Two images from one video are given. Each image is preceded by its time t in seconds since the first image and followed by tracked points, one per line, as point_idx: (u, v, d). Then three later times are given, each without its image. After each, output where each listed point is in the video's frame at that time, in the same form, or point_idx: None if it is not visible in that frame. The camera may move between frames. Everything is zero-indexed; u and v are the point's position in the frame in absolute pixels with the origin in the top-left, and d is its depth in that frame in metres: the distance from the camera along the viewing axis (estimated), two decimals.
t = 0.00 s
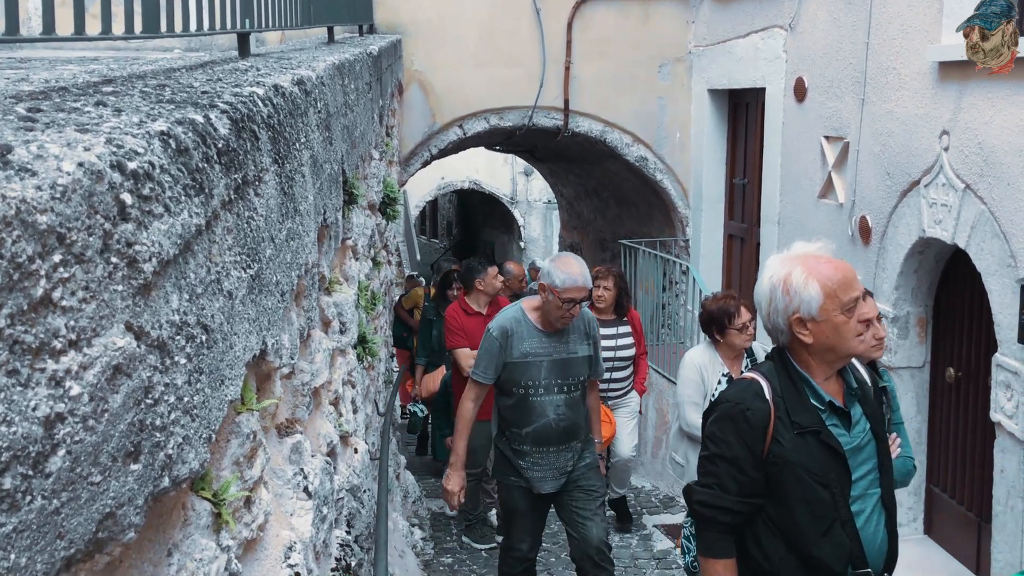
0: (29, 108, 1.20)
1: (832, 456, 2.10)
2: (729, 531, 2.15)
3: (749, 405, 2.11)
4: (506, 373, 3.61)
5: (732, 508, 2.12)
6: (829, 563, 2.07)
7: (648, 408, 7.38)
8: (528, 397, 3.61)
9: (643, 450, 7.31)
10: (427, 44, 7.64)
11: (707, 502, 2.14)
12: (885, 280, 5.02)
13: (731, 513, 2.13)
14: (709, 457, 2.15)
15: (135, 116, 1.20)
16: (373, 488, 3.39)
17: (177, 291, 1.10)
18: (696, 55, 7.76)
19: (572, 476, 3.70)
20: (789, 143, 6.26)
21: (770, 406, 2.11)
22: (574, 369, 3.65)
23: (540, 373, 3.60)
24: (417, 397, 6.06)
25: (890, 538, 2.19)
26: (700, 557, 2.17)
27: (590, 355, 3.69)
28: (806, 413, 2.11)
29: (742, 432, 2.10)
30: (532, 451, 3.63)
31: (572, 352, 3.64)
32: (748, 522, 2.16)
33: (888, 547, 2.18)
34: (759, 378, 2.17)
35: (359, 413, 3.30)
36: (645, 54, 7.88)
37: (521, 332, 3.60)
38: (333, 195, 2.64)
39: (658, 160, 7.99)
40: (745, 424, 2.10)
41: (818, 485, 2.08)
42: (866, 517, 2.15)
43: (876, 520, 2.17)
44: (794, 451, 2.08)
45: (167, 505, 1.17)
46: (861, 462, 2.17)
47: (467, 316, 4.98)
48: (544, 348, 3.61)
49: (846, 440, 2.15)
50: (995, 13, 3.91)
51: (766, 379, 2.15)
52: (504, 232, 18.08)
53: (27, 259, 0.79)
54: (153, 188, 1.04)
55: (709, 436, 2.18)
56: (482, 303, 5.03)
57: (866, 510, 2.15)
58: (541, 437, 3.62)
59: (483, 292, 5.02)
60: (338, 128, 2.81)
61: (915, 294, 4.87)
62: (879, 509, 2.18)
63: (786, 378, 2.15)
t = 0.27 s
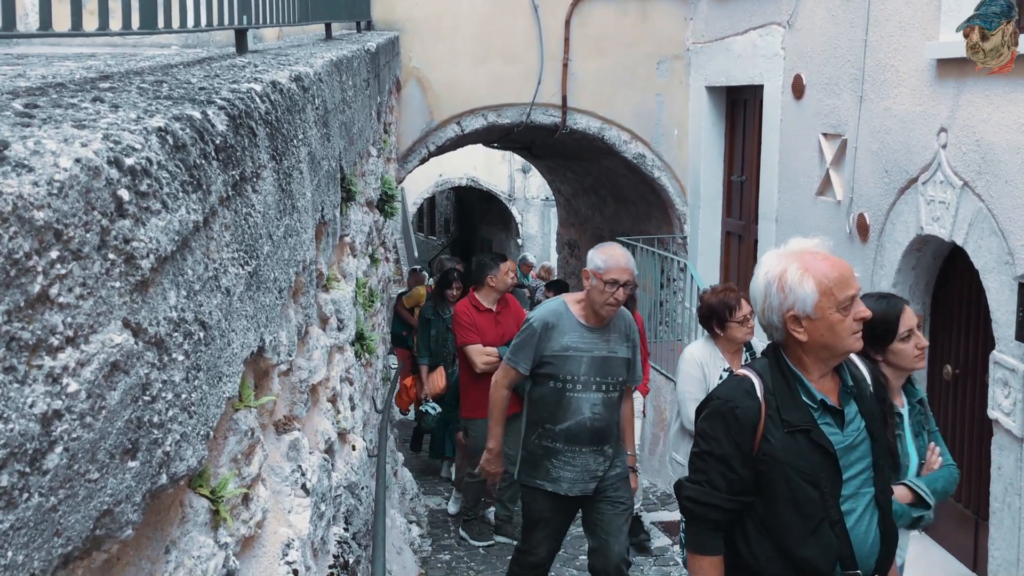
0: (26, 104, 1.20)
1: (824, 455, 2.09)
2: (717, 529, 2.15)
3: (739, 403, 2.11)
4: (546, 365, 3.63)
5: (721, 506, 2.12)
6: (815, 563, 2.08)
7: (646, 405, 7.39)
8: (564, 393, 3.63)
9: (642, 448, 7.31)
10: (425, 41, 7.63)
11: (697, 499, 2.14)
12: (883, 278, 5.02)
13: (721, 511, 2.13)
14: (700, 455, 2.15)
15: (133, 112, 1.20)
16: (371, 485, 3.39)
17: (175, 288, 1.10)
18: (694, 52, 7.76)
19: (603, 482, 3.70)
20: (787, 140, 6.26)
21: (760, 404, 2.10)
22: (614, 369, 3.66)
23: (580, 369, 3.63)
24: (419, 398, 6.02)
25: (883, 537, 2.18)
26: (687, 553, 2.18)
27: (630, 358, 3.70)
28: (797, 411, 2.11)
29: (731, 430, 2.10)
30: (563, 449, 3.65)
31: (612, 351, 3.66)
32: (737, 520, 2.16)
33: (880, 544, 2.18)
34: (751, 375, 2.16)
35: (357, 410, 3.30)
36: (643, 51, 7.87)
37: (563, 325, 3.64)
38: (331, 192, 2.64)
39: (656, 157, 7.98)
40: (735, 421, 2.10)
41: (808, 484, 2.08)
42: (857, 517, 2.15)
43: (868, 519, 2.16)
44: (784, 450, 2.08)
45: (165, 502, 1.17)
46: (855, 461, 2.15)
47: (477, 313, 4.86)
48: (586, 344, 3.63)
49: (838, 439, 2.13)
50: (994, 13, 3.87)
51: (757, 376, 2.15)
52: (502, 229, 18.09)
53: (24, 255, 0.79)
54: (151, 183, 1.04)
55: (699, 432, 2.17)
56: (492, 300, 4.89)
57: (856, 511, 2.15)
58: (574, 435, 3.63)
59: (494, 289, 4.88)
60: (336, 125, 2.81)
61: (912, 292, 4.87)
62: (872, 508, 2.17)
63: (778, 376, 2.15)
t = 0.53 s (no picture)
0: (25, 103, 1.20)
1: (824, 459, 2.08)
2: (717, 528, 2.17)
3: (741, 403, 2.12)
4: (579, 359, 3.66)
5: (720, 505, 2.14)
6: (806, 568, 2.08)
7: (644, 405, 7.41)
8: (597, 389, 3.66)
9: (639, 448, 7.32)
10: (423, 40, 7.63)
11: (697, 498, 2.17)
12: (880, 278, 5.02)
13: (720, 510, 2.15)
14: (702, 453, 2.17)
15: (132, 112, 1.20)
16: (368, 484, 3.40)
17: (173, 287, 1.10)
18: (692, 52, 7.76)
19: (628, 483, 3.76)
20: (784, 139, 6.27)
21: (763, 405, 2.11)
22: (645, 366, 3.68)
23: (613, 365, 3.65)
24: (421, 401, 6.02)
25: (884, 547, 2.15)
26: (688, 551, 2.21)
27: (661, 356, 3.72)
28: (800, 414, 2.10)
29: (732, 430, 2.11)
30: (592, 446, 3.69)
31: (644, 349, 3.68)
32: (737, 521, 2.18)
33: (880, 554, 2.14)
34: (757, 375, 2.16)
35: (355, 409, 3.30)
36: (641, 51, 7.88)
37: (597, 319, 3.66)
38: (329, 191, 2.64)
39: (654, 157, 7.99)
40: (736, 421, 2.11)
41: (805, 488, 2.07)
42: (856, 523, 2.12)
43: (868, 527, 2.13)
44: (783, 452, 2.08)
45: (163, 501, 1.17)
46: (858, 467, 2.12)
47: (481, 310, 4.87)
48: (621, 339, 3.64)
49: (841, 444, 2.11)
50: (994, 14, 3.86)
51: (763, 377, 2.15)
52: (500, 229, 18.09)
53: (23, 255, 0.79)
54: (150, 183, 1.04)
55: (702, 431, 2.19)
56: (496, 298, 4.91)
57: (855, 517, 2.12)
58: (603, 431, 3.66)
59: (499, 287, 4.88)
60: (334, 124, 2.81)
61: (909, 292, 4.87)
62: (874, 515, 2.14)
63: (784, 377, 2.14)
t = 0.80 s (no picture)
0: (21, 101, 1.20)
1: (843, 478, 2.05)
2: (732, 536, 2.18)
3: (761, 412, 2.10)
4: (596, 365, 3.44)
5: (734, 514, 2.14)
6: None
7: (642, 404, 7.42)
8: (613, 397, 3.44)
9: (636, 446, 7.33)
10: (421, 39, 7.63)
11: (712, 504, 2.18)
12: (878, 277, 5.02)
13: (734, 519, 2.15)
14: (721, 460, 2.18)
15: (129, 109, 1.20)
16: (366, 483, 3.40)
17: (169, 285, 1.10)
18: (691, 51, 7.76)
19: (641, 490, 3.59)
20: (782, 139, 6.28)
21: (785, 416, 2.08)
22: (663, 374, 3.47)
23: (631, 372, 3.43)
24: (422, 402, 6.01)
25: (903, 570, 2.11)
26: (704, 555, 2.23)
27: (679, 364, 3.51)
28: (824, 429, 2.06)
29: (751, 438, 2.11)
30: (606, 453, 3.48)
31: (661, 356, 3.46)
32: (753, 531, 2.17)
33: None
34: (783, 383, 2.13)
35: (353, 408, 3.30)
36: (640, 50, 7.88)
37: (616, 325, 3.45)
38: (327, 190, 2.64)
39: (652, 156, 7.99)
40: (755, 430, 2.10)
41: (822, 505, 2.04)
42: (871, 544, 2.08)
43: (886, 548, 2.09)
44: (801, 466, 2.06)
45: (160, 499, 1.17)
46: (880, 487, 2.08)
47: (475, 312, 4.86)
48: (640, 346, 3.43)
49: (864, 463, 2.06)
50: (994, 14, 3.86)
51: (789, 386, 2.12)
52: (498, 228, 18.07)
53: (18, 252, 0.79)
54: (145, 181, 1.04)
55: (723, 437, 2.20)
56: (489, 299, 4.91)
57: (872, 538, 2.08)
58: (619, 441, 3.46)
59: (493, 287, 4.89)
60: (332, 122, 2.81)
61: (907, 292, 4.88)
62: (893, 537, 2.10)
63: (811, 389, 2.10)
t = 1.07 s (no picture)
0: (22, 99, 1.19)
1: (891, 479, 1.90)
2: (768, 535, 2.04)
3: (808, 404, 1.96)
4: (617, 385, 3.24)
5: (773, 511, 2.00)
6: None
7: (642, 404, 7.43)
8: (636, 415, 3.25)
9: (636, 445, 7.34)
10: (422, 38, 7.63)
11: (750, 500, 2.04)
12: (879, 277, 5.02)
13: (772, 516, 2.01)
14: (762, 453, 2.03)
15: (129, 107, 1.20)
16: (367, 482, 3.39)
17: (170, 283, 1.09)
18: (691, 50, 7.75)
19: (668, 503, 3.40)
20: (783, 138, 6.27)
21: (832, 410, 1.94)
22: (686, 388, 3.29)
23: (654, 391, 3.24)
24: (417, 403, 5.94)
25: None
26: (740, 556, 2.09)
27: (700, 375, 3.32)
28: (872, 427, 1.91)
29: (795, 431, 1.96)
30: (629, 473, 3.30)
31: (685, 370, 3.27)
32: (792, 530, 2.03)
33: None
34: (832, 376, 1.99)
35: (353, 407, 3.30)
36: (640, 49, 7.87)
37: (636, 342, 3.23)
38: (328, 188, 2.64)
39: (653, 155, 7.99)
40: (800, 424, 1.95)
41: (867, 506, 1.90)
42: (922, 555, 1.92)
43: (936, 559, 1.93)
44: (846, 464, 1.91)
45: (160, 497, 1.17)
46: (930, 496, 1.93)
47: (471, 311, 4.79)
48: (660, 361, 3.23)
49: (914, 467, 1.92)
50: (994, 13, 3.85)
51: (838, 379, 1.97)
52: (498, 227, 18.06)
53: (19, 250, 0.78)
54: (146, 179, 1.04)
55: (764, 428, 2.05)
56: (484, 297, 4.85)
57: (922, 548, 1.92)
58: (644, 461, 3.28)
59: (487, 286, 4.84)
60: (332, 121, 2.80)
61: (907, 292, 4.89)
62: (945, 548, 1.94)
63: (861, 384, 1.95)
